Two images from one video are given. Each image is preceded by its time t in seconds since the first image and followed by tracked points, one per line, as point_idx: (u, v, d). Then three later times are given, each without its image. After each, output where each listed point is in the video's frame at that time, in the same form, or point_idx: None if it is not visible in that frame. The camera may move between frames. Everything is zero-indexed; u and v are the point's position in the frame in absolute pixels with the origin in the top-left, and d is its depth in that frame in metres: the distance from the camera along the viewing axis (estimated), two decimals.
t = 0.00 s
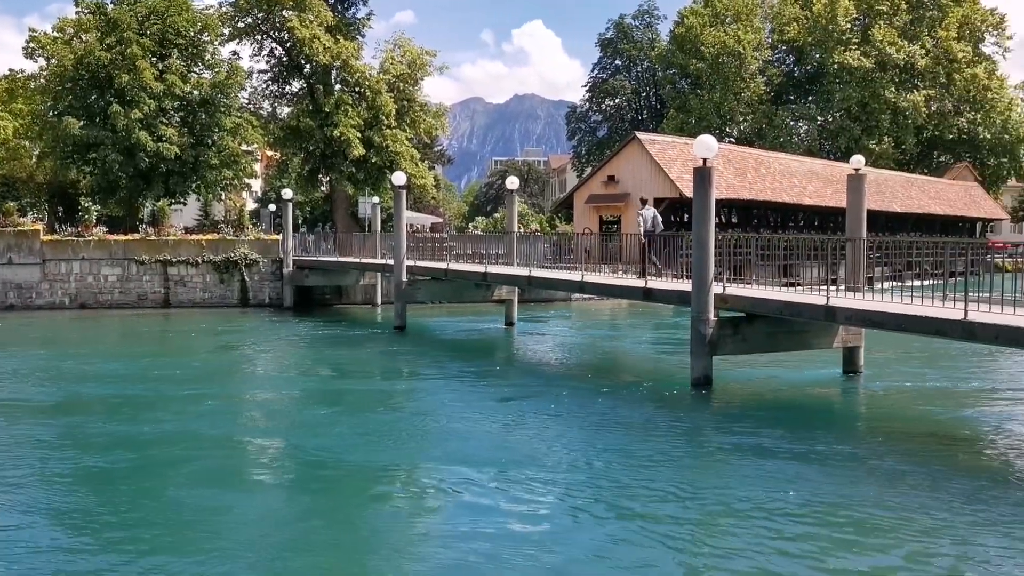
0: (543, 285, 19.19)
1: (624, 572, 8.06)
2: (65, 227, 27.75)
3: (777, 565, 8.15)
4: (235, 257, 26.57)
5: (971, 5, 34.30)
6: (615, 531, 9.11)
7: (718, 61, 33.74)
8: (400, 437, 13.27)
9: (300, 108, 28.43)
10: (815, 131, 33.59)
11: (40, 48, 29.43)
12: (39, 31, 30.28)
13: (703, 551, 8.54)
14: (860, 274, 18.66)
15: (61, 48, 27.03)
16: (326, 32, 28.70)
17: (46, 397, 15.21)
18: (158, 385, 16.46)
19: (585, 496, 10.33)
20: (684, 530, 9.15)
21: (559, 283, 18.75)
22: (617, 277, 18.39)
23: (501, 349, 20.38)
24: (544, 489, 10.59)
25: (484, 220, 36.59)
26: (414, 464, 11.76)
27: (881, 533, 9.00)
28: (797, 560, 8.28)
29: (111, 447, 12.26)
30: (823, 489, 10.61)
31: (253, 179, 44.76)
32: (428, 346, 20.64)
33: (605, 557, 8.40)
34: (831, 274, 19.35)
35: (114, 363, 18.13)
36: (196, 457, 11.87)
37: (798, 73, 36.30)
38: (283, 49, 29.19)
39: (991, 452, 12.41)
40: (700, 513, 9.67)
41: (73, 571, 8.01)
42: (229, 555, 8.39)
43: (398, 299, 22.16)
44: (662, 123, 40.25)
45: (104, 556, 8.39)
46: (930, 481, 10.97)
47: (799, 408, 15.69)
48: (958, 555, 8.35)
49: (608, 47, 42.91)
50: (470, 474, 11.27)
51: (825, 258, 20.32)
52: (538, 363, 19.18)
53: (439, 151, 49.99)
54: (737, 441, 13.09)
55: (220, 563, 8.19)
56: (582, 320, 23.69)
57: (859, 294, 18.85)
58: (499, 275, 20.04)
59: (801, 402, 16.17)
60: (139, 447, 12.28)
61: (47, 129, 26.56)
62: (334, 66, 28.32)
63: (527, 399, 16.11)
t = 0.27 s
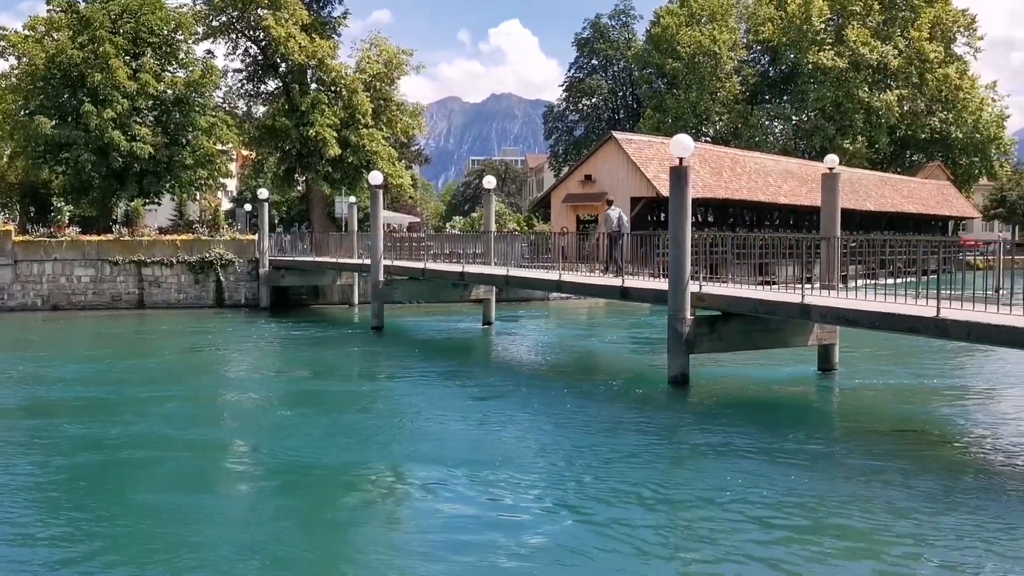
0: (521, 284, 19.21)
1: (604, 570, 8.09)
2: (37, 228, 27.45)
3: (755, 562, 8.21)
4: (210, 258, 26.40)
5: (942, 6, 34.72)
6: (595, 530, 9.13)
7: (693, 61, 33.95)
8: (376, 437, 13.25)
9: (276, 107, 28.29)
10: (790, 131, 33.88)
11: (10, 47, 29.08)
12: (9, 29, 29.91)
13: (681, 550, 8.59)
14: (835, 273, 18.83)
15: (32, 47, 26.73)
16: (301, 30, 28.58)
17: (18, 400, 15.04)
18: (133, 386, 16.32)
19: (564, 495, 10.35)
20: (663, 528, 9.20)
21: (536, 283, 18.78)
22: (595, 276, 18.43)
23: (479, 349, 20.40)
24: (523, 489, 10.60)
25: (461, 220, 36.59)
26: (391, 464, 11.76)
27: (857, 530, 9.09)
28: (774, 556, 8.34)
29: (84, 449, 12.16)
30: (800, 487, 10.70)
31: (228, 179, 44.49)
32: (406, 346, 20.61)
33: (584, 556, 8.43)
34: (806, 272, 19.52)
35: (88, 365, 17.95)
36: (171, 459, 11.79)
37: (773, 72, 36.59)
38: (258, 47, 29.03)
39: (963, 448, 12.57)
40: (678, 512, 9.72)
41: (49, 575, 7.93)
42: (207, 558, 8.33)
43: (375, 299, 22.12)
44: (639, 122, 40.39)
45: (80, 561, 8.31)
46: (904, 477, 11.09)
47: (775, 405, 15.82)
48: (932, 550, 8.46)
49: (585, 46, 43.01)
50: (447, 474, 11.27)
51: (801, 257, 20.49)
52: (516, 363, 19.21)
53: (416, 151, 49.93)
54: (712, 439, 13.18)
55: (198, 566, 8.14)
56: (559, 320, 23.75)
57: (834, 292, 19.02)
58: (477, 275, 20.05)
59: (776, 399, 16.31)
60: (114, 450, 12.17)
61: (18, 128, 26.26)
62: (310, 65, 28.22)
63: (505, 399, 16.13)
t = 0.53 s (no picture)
0: (500, 284, 19.22)
1: (583, 568, 8.10)
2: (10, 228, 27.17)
3: (734, 560, 8.25)
4: (187, 258, 26.23)
5: (916, 7, 35.08)
6: (574, 529, 9.15)
7: (671, 61, 34.15)
8: (355, 437, 13.21)
9: (253, 107, 28.16)
10: (767, 130, 34.14)
11: None
12: None
13: (660, 548, 8.62)
14: (812, 271, 18.98)
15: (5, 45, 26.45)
16: (279, 30, 28.47)
17: None
18: (109, 388, 16.19)
19: (543, 494, 10.36)
20: (642, 526, 9.23)
21: (516, 282, 18.80)
22: (574, 276, 18.47)
23: (458, 349, 20.38)
24: (503, 488, 10.60)
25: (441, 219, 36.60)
26: (370, 464, 11.73)
27: (834, 526, 9.15)
28: (752, 553, 8.39)
29: (59, 452, 12.04)
30: (777, 484, 10.77)
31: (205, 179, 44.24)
32: (385, 346, 20.56)
33: (563, 555, 8.44)
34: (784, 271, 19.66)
35: (63, 366, 17.77)
36: (148, 461, 11.71)
37: (750, 73, 36.82)
38: (235, 46, 28.88)
39: (937, 445, 12.71)
40: (657, 510, 9.76)
41: None
42: (184, 561, 8.27)
43: (355, 299, 22.05)
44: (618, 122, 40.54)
45: (57, 564, 8.23)
46: (880, 473, 11.19)
47: (753, 403, 15.93)
48: (907, 545, 8.53)
49: (564, 47, 43.10)
50: (426, 474, 11.26)
51: (778, 256, 20.63)
52: (495, 362, 19.21)
53: (395, 151, 49.88)
54: (691, 437, 13.24)
55: (175, 568, 8.08)
56: (539, 319, 23.78)
57: (810, 291, 19.17)
58: (456, 274, 20.04)
59: (755, 397, 16.43)
60: (90, 452, 12.06)
61: None
62: (288, 64, 28.12)
63: (484, 399, 16.13)
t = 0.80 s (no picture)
0: (477, 283, 19.22)
1: (559, 568, 8.13)
2: None
3: (710, 558, 8.31)
4: (161, 258, 26.01)
5: (889, 8, 35.44)
6: (551, 529, 9.17)
7: (648, 61, 34.28)
8: (331, 438, 13.17)
9: (228, 106, 27.97)
10: (743, 130, 34.37)
11: None
12: None
13: (636, 547, 8.66)
14: (787, 270, 19.13)
15: None
16: (253, 28, 28.28)
17: None
18: (82, 389, 16.04)
19: (521, 494, 10.38)
20: (619, 525, 9.27)
21: (493, 282, 18.81)
22: (550, 275, 18.51)
23: (435, 348, 20.35)
24: (480, 488, 10.61)
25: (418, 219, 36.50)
26: (346, 465, 11.70)
27: (808, 524, 9.24)
28: (727, 552, 8.45)
29: (32, 454, 11.92)
30: (752, 482, 10.85)
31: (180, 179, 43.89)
32: (362, 346, 20.49)
33: (541, 554, 8.46)
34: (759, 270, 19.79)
35: (35, 368, 17.57)
36: (121, 462, 11.62)
37: (726, 73, 37.01)
38: (209, 45, 28.67)
39: (909, 442, 12.87)
40: (633, 509, 9.80)
41: None
42: (159, 563, 8.21)
43: (331, 299, 21.97)
44: (595, 121, 40.64)
45: (28, 568, 8.14)
46: (852, 471, 11.31)
47: (728, 402, 16.05)
48: (880, 543, 8.63)
49: (541, 46, 43.14)
50: (402, 474, 11.25)
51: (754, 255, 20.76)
52: (472, 362, 19.21)
53: (372, 150, 49.74)
54: (666, 436, 13.30)
55: (150, 571, 8.02)
56: (516, 319, 23.78)
57: (786, 290, 19.32)
58: (433, 274, 20.02)
59: (730, 396, 16.55)
60: (63, 455, 11.94)
61: None
62: (263, 63, 27.95)
63: (461, 399, 16.12)
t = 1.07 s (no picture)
0: (453, 283, 19.20)
1: (534, 567, 8.14)
2: None
3: (686, 556, 8.35)
4: (134, 258, 25.78)
5: (862, 10, 35.79)
6: (529, 528, 9.17)
7: (624, 61, 34.36)
8: (306, 439, 13.11)
9: (202, 104, 27.75)
10: (718, 131, 34.57)
11: None
12: None
13: (613, 545, 8.69)
14: (762, 270, 19.27)
15: None
16: (228, 26, 28.08)
17: None
18: (53, 390, 15.84)
19: (497, 494, 10.37)
20: (595, 524, 9.29)
21: (469, 281, 18.79)
22: (527, 275, 18.52)
23: (412, 349, 20.32)
24: (456, 489, 10.60)
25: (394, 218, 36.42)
26: (321, 466, 11.65)
27: (781, 521, 9.31)
28: (703, 550, 8.49)
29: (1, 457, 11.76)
30: (727, 480, 10.92)
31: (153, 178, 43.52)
32: (338, 347, 20.40)
33: (518, 554, 8.46)
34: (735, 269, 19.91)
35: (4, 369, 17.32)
36: (92, 464, 11.50)
37: (702, 73, 37.21)
38: (183, 43, 28.42)
39: (881, 440, 13.01)
40: (610, 508, 9.83)
41: None
42: (133, 566, 8.12)
43: (306, 299, 21.86)
44: (571, 121, 40.78)
45: None
46: (825, 469, 11.41)
47: (704, 401, 16.16)
48: (852, 540, 8.70)
49: (517, 46, 43.18)
50: (377, 475, 11.21)
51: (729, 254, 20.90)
52: (449, 362, 19.19)
53: (348, 150, 49.57)
54: (642, 435, 13.35)
55: (124, 574, 7.93)
56: (492, 319, 23.78)
57: (761, 289, 19.46)
58: (409, 274, 19.98)
59: (705, 395, 16.66)
60: (33, 457, 11.78)
61: None
62: (237, 61, 27.77)
63: (438, 399, 16.09)
